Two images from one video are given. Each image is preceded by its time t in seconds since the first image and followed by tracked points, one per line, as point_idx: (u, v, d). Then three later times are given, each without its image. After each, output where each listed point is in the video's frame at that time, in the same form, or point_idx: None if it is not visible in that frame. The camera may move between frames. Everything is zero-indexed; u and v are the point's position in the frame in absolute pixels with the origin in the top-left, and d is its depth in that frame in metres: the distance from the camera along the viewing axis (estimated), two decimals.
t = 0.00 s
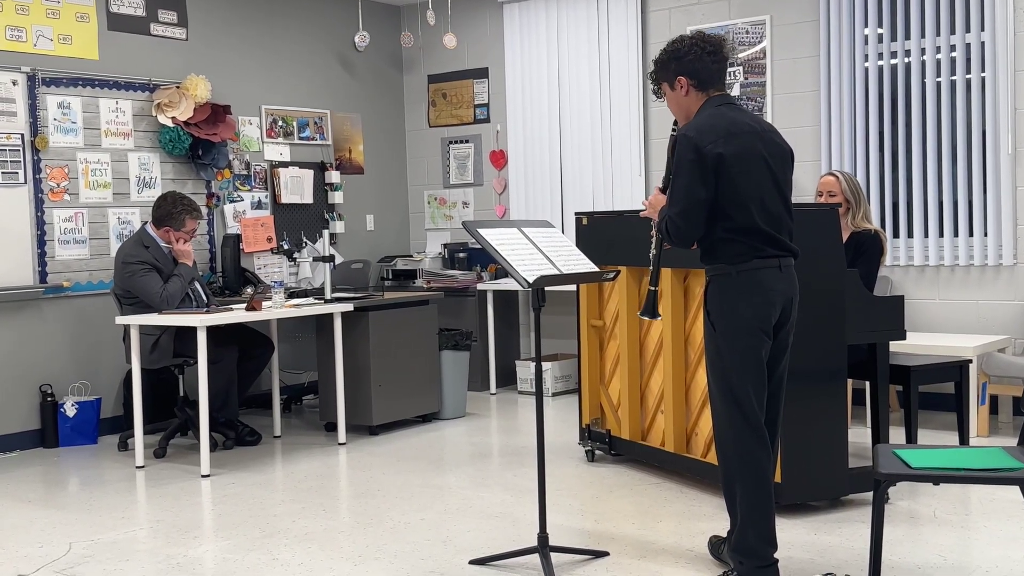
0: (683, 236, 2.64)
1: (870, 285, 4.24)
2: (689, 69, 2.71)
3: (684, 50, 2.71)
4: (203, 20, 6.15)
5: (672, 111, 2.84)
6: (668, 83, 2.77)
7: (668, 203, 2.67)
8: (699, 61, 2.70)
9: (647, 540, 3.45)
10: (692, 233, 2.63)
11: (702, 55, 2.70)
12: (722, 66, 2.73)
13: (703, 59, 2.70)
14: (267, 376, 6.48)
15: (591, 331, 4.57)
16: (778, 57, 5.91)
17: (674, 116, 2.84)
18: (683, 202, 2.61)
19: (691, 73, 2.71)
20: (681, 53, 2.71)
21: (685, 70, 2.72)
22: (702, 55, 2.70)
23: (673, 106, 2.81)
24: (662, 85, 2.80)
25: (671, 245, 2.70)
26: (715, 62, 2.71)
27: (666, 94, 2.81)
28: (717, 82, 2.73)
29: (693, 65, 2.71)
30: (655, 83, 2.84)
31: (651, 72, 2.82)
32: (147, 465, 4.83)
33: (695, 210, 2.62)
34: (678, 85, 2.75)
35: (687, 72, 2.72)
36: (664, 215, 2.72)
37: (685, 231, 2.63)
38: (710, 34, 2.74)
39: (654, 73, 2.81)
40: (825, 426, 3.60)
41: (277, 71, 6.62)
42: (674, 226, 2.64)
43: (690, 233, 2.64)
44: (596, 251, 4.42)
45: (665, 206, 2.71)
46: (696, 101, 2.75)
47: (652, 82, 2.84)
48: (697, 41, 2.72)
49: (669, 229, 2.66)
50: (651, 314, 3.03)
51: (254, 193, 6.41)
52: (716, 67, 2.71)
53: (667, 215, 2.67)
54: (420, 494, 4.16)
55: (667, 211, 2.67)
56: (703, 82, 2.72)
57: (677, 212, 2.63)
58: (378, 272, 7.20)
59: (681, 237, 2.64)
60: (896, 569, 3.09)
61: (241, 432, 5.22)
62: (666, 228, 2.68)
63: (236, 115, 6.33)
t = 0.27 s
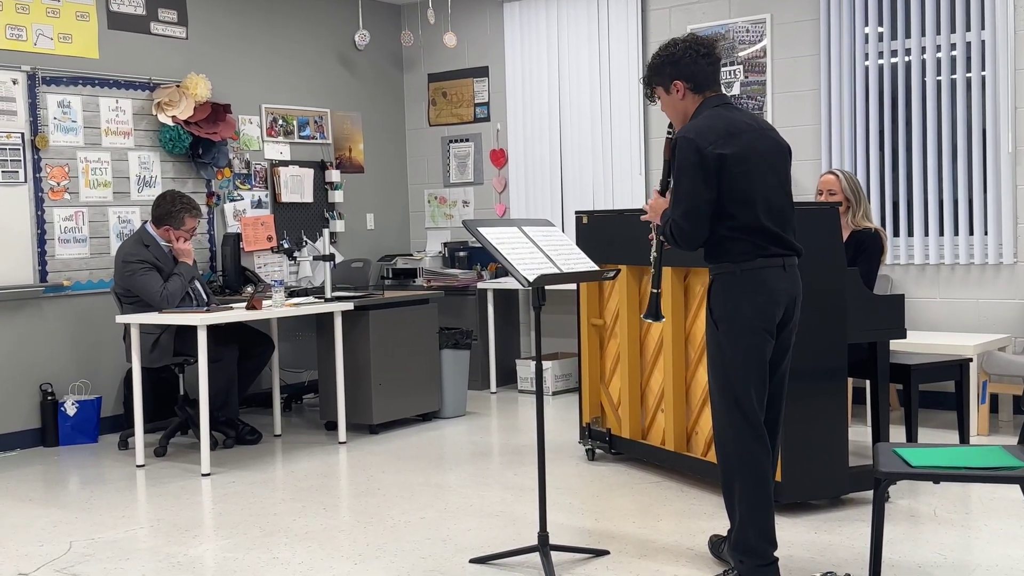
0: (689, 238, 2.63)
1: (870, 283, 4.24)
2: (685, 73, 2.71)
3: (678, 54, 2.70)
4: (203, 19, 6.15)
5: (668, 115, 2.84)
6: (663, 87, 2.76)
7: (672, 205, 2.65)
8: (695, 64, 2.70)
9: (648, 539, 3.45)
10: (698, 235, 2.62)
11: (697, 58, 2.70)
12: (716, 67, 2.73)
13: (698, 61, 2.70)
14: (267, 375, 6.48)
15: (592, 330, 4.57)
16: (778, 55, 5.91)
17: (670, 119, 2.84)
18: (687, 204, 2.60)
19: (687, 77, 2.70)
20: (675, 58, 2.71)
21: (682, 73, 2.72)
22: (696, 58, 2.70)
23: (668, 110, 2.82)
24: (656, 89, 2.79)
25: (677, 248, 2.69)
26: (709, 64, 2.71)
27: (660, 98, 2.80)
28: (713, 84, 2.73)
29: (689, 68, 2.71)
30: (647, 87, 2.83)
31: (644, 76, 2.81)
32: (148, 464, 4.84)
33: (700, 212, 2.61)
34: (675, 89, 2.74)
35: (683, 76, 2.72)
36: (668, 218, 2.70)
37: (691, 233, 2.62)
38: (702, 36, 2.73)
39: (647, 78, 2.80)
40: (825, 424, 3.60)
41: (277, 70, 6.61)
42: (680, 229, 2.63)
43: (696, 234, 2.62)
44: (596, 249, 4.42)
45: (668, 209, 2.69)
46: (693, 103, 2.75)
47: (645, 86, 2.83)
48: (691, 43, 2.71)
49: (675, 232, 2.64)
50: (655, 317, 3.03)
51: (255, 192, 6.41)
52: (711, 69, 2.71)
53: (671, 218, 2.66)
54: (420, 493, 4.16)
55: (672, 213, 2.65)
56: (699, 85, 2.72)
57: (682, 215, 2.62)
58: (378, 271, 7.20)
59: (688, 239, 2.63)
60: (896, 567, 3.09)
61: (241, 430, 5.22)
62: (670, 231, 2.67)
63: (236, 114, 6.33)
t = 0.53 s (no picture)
0: (698, 237, 2.60)
1: (870, 282, 4.25)
2: (687, 73, 2.70)
3: (680, 55, 2.70)
4: (203, 18, 6.15)
5: (667, 117, 2.82)
6: (663, 88, 2.75)
7: (679, 205, 2.63)
8: (697, 64, 2.69)
9: (647, 537, 3.45)
10: (707, 234, 2.59)
11: (698, 59, 2.70)
12: (717, 68, 2.73)
13: (699, 62, 2.69)
14: (267, 374, 6.48)
15: (592, 329, 4.57)
16: (778, 54, 5.91)
17: (669, 121, 2.82)
18: (697, 203, 2.58)
19: (689, 77, 2.70)
20: (676, 59, 2.70)
21: (683, 74, 2.71)
22: (698, 59, 2.69)
23: (668, 112, 2.80)
24: (656, 91, 2.78)
25: (685, 248, 2.65)
26: (710, 64, 2.71)
27: (660, 100, 2.79)
28: (714, 85, 2.73)
29: (690, 69, 2.71)
30: (646, 90, 2.81)
31: (643, 78, 2.80)
32: (148, 463, 4.84)
33: (709, 211, 2.58)
34: (676, 90, 2.73)
35: (685, 77, 2.71)
36: (674, 218, 2.67)
37: (701, 232, 2.59)
38: (702, 37, 2.73)
39: (646, 80, 2.79)
40: (824, 423, 3.60)
41: (276, 69, 6.61)
42: (689, 228, 2.60)
43: (705, 234, 2.59)
44: (596, 249, 4.42)
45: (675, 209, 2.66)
46: (694, 105, 2.74)
47: (644, 88, 2.81)
48: (692, 44, 2.70)
49: (684, 231, 2.61)
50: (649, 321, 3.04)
51: (254, 191, 6.41)
52: (712, 70, 2.71)
53: (680, 218, 2.62)
54: (419, 491, 4.16)
55: (680, 212, 2.62)
56: (701, 85, 2.71)
57: (692, 214, 2.59)
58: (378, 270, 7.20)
59: (697, 238, 2.60)
60: (895, 566, 3.09)
61: (241, 429, 5.23)
62: (679, 230, 2.63)
63: (236, 113, 6.33)
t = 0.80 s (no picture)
0: (702, 233, 2.59)
1: (869, 281, 4.25)
2: (694, 70, 2.68)
3: (688, 50, 2.67)
4: (202, 17, 6.14)
5: (670, 114, 2.78)
6: (670, 84, 2.72)
7: (685, 201, 2.62)
8: (705, 61, 2.67)
9: (646, 536, 3.45)
10: (712, 230, 2.59)
11: (707, 56, 2.68)
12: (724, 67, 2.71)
13: (707, 60, 2.68)
14: (266, 373, 6.48)
15: (591, 328, 4.57)
16: (777, 53, 5.91)
17: (672, 119, 2.79)
18: (703, 198, 2.57)
19: (697, 73, 2.67)
20: (685, 54, 2.67)
21: (691, 70, 2.68)
22: (706, 56, 2.68)
23: (671, 108, 2.76)
24: (662, 87, 2.75)
25: (687, 244, 2.64)
26: (718, 62, 2.69)
27: (665, 96, 2.76)
28: (720, 83, 2.71)
29: (698, 66, 2.68)
30: (652, 86, 2.78)
31: (649, 74, 2.76)
32: (147, 462, 4.84)
33: (715, 207, 2.58)
34: (683, 86, 2.70)
35: (692, 73, 2.68)
36: (678, 214, 2.66)
37: (706, 228, 2.58)
38: (711, 35, 2.72)
39: (653, 74, 2.75)
40: (824, 422, 3.60)
41: (276, 67, 6.61)
42: (694, 224, 2.59)
43: (710, 230, 2.59)
44: (596, 248, 4.42)
45: (679, 204, 2.65)
46: (700, 102, 2.72)
47: (649, 83, 2.78)
48: (701, 41, 2.69)
49: (688, 227, 2.60)
50: (638, 323, 3.01)
51: (253, 190, 6.41)
52: (719, 68, 2.69)
53: (684, 213, 2.61)
54: (419, 491, 4.16)
55: (684, 208, 2.61)
56: (708, 82, 2.69)
57: (698, 209, 2.58)
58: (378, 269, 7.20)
59: (702, 234, 2.59)
60: (895, 565, 3.09)
61: (240, 428, 5.23)
62: (682, 226, 2.62)
63: (235, 113, 6.33)
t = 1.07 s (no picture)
0: (702, 229, 2.58)
1: (868, 280, 4.24)
2: (698, 66, 2.67)
3: (693, 47, 2.67)
4: (200, 16, 6.14)
5: (673, 110, 2.78)
6: (674, 80, 2.72)
7: (685, 197, 2.61)
8: (709, 58, 2.67)
9: (645, 536, 3.45)
10: (712, 227, 2.58)
11: (712, 53, 2.67)
12: (728, 65, 2.70)
13: (711, 57, 2.67)
14: (265, 373, 6.48)
15: (590, 328, 4.58)
16: (776, 53, 5.90)
17: (675, 115, 2.79)
18: (705, 195, 2.56)
19: (701, 70, 2.67)
20: (690, 51, 2.67)
21: (695, 67, 2.68)
22: (711, 53, 2.67)
23: (675, 104, 2.76)
24: (666, 83, 2.75)
25: (686, 240, 2.63)
26: (723, 60, 2.69)
27: (669, 92, 2.76)
28: (724, 81, 2.70)
29: (702, 62, 2.67)
30: (657, 81, 2.78)
31: (655, 69, 2.77)
32: (146, 462, 4.83)
33: (716, 203, 2.57)
34: (686, 82, 2.70)
35: (696, 69, 2.68)
36: (678, 210, 2.65)
37: (706, 225, 2.57)
38: (717, 33, 2.71)
39: (658, 70, 2.76)
40: (823, 422, 3.60)
41: (275, 66, 6.60)
42: (694, 220, 2.58)
43: (710, 226, 2.58)
44: (594, 247, 4.42)
45: (679, 200, 2.64)
46: (703, 99, 2.71)
47: (655, 79, 2.79)
48: (706, 39, 2.68)
49: (688, 223, 2.59)
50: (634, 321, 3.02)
51: (252, 190, 6.41)
52: (724, 65, 2.68)
53: (684, 209, 2.61)
54: (418, 490, 4.16)
55: (685, 204, 2.60)
56: (713, 79, 2.68)
57: (698, 205, 2.57)
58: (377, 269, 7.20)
59: (702, 231, 2.58)
60: (893, 565, 3.09)
61: (239, 428, 5.22)
62: (682, 222, 2.61)
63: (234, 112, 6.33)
